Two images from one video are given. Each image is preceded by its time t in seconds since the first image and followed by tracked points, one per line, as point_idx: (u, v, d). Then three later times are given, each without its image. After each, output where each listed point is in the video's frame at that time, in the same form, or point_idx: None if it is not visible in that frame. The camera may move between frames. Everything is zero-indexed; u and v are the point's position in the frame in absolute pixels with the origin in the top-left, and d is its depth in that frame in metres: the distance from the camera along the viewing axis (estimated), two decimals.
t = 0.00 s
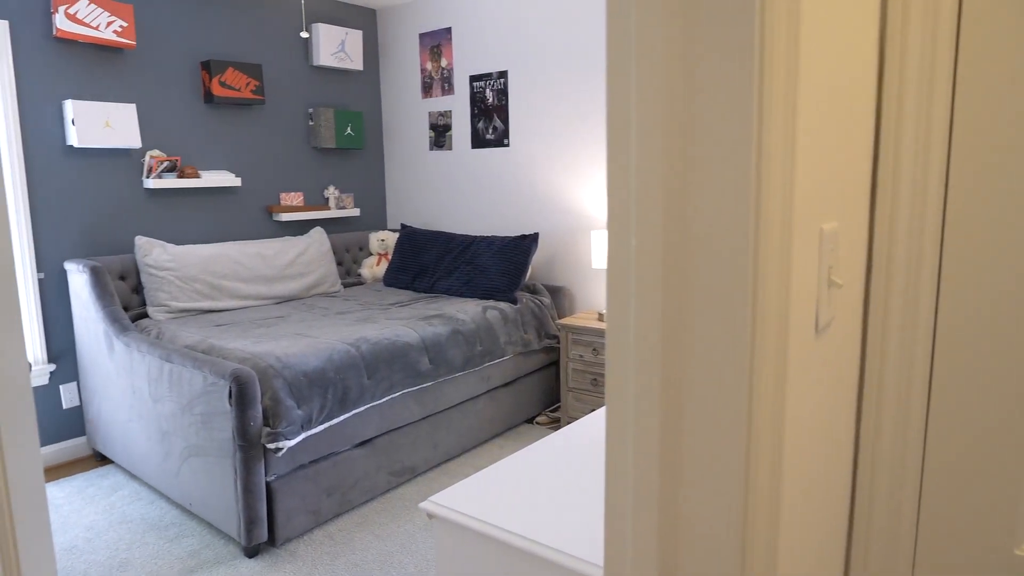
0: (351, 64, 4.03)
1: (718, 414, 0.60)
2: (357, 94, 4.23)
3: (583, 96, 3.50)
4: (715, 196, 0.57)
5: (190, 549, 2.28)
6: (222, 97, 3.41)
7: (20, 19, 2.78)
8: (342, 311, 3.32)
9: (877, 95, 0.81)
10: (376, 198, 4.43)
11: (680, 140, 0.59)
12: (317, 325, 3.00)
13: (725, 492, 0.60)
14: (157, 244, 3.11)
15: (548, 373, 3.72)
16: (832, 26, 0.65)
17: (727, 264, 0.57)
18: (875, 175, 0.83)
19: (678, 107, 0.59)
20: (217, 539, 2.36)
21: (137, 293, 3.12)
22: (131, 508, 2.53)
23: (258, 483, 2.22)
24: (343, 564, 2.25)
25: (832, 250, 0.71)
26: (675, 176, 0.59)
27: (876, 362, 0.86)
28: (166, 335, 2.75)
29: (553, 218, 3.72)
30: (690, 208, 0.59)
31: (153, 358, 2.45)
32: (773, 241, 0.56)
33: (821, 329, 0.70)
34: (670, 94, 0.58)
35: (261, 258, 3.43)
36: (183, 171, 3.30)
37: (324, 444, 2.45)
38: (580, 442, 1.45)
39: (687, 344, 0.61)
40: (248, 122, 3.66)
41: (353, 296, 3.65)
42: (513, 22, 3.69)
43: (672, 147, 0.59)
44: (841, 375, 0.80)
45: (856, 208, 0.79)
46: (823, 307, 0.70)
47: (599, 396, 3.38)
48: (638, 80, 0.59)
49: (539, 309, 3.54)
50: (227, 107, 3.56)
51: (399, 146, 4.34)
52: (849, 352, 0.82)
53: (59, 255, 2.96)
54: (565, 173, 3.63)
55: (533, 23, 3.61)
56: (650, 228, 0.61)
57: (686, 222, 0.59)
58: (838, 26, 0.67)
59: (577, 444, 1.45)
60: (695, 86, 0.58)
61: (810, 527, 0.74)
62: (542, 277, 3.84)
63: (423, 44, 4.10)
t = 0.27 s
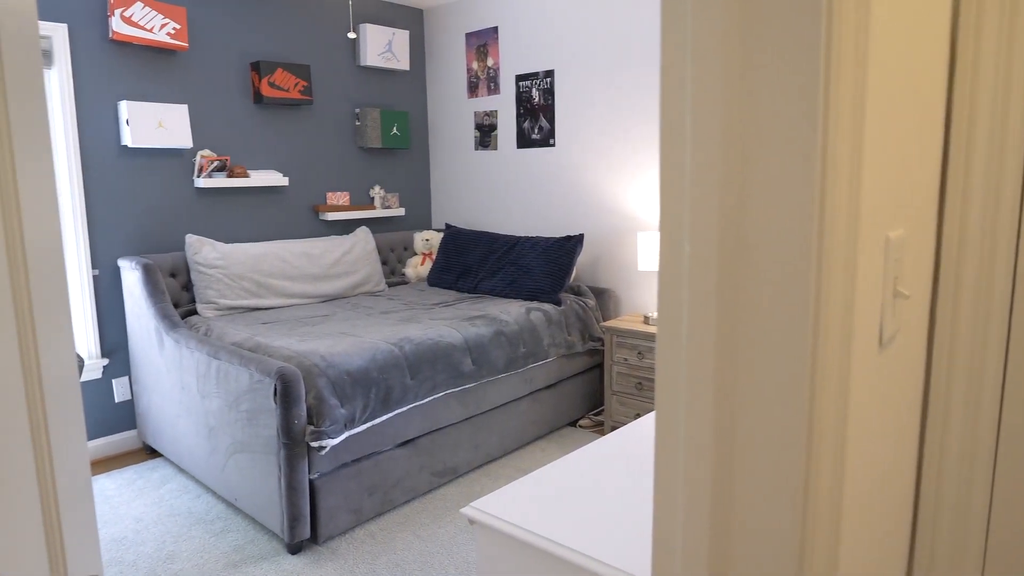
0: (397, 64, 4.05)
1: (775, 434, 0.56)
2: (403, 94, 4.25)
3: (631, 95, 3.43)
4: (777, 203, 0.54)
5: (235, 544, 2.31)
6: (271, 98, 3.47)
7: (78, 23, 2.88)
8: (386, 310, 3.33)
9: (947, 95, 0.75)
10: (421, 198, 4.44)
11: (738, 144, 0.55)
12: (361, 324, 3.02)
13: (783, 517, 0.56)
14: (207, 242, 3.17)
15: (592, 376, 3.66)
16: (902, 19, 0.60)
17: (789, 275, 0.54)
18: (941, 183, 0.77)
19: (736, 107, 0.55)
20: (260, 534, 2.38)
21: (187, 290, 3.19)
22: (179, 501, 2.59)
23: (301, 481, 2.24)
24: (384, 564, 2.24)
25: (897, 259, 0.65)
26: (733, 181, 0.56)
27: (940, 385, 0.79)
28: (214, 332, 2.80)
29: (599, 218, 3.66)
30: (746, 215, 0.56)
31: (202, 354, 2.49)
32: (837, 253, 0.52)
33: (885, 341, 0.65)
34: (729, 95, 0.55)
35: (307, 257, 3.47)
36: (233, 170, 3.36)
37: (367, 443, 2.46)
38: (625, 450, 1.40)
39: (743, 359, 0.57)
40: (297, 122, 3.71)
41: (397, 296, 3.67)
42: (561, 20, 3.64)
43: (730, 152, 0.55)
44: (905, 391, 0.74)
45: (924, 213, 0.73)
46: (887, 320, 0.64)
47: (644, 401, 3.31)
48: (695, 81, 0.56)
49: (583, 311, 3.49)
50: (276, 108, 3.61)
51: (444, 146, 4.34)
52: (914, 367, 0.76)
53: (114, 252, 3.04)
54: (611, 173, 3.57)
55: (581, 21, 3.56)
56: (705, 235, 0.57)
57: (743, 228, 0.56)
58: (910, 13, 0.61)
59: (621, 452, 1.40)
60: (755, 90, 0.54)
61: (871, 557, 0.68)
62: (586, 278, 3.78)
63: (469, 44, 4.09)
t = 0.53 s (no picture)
0: (439, 64, 4.05)
1: (837, 455, 0.52)
2: (444, 94, 4.25)
3: (676, 93, 3.36)
4: (843, 211, 0.49)
5: (273, 540, 2.33)
6: (314, 97, 3.50)
7: (128, 24, 2.95)
8: (424, 310, 3.33)
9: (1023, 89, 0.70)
10: (461, 198, 4.44)
11: (800, 148, 0.51)
12: (400, 324, 3.02)
13: (845, 545, 0.52)
14: (250, 241, 3.21)
15: (632, 380, 3.60)
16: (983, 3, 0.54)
17: (858, 292, 0.49)
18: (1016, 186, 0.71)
19: (799, 98, 0.50)
20: (298, 532, 2.39)
21: (229, 288, 3.24)
22: (219, 496, 2.62)
23: (339, 480, 2.24)
24: (420, 565, 2.22)
25: (970, 264, 0.60)
26: (793, 189, 0.51)
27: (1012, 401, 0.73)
28: (255, 330, 2.83)
29: (641, 220, 3.59)
30: (808, 224, 0.51)
31: (244, 351, 2.52)
32: (907, 270, 0.48)
33: (957, 354, 0.59)
34: (792, 96, 0.50)
35: (347, 256, 3.49)
36: (276, 170, 3.40)
37: (404, 443, 2.45)
38: (667, 458, 1.35)
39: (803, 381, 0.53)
40: (339, 122, 3.74)
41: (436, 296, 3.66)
42: (605, 19, 3.59)
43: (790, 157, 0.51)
44: (975, 406, 0.68)
45: (999, 215, 0.67)
46: (958, 331, 0.58)
47: (686, 406, 3.23)
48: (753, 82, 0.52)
49: (623, 313, 3.42)
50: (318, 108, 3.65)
51: (485, 146, 4.32)
52: (983, 381, 0.70)
53: (160, 249, 3.11)
54: (655, 173, 3.50)
55: (625, 19, 3.51)
56: (763, 246, 0.53)
57: (804, 237, 0.51)
58: None
59: (664, 459, 1.36)
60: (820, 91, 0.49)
61: None
62: (627, 280, 3.72)
63: (511, 44, 4.06)
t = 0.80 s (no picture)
0: (473, 64, 4.04)
1: (898, 468, 0.49)
2: (478, 94, 4.24)
3: (715, 93, 3.29)
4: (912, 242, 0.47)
5: (304, 539, 2.33)
6: (349, 97, 3.51)
7: (168, 25, 2.99)
8: (456, 311, 3.32)
9: None
10: (494, 199, 4.42)
11: (863, 177, 0.49)
12: (432, 324, 3.01)
13: (907, 563, 0.49)
14: (285, 240, 3.24)
15: (665, 384, 3.53)
16: None
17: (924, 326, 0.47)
18: None
19: (860, 94, 0.48)
20: (328, 530, 2.39)
21: (263, 286, 3.27)
22: (251, 493, 2.64)
23: (369, 480, 2.23)
24: (448, 569, 2.20)
25: None
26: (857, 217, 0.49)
27: None
28: (288, 329, 2.85)
29: (677, 222, 3.53)
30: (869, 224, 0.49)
31: (277, 350, 2.54)
32: (976, 274, 0.45)
33: None
34: (854, 119, 0.49)
35: (380, 256, 3.49)
36: (311, 169, 3.43)
37: (435, 445, 2.43)
38: (705, 467, 1.31)
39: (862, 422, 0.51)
40: (373, 122, 3.75)
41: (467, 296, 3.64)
42: (643, 17, 3.54)
43: (853, 184, 0.49)
44: None
45: None
46: None
47: (720, 413, 3.16)
48: (810, 107, 0.51)
49: (657, 317, 3.36)
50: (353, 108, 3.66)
51: (518, 146, 4.30)
52: None
53: (195, 247, 3.15)
54: (692, 174, 3.43)
55: (664, 17, 3.45)
56: (820, 276, 0.51)
57: (866, 267, 0.49)
58: None
59: (702, 468, 1.31)
60: (886, 117, 0.48)
61: None
62: (662, 283, 3.66)
63: (546, 43, 4.03)
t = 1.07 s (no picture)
0: (499, 64, 4.02)
1: (953, 564, 0.38)
2: (504, 94, 4.21)
3: (745, 92, 3.23)
4: (975, 227, 0.36)
5: (325, 540, 2.32)
6: (374, 97, 3.51)
7: (196, 25, 3.01)
8: (480, 312, 3.29)
9: None
10: (519, 199, 4.39)
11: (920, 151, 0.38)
12: (456, 326, 2.99)
13: None
14: (309, 239, 3.24)
15: (692, 389, 3.47)
16: None
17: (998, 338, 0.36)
18: None
19: (918, 86, 0.37)
20: (349, 532, 2.38)
21: (288, 285, 3.28)
22: (274, 493, 2.65)
23: (390, 482, 2.21)
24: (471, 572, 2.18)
25: None
26: (910, 196, 0.38)
27: None
28: (311, 330, 2.85)
29: (705, 223, 3.46)
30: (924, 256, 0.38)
31: (300, 350, 2.54)
32: None
33: None
34: (909, 74, 0.37)
35: (404, 256, 3.49)
36: (336, 169, 3.43)
37: (457, 447, 2.41)
38: (734, 473, 1.27)
39: (914, 459, 0.39)
40: (398, 122, 3.74)
41: (491, 298, 3.62)
42: (672, 15, 3.49)
43: (906, 159, 0.38)
44: None
45: None
46: None
47: (748, 418, 3.09)
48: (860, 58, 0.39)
49: (684, 320, 3.30)
50: (378, 108, 3.66)
51: (544, 147, 4.26)
52: None
53: (221, 246, 3.17)
54: (721, 175, 3.37)
55: (694, 15, 3.39)
56: (867, 274, 0.40)
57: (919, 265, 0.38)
58: None
59: (731, 475, 1.27)
60: (947, 66, 0.36)
61: None
62: (689, 286, 3.59)
63: (573, 42, 3.99)
